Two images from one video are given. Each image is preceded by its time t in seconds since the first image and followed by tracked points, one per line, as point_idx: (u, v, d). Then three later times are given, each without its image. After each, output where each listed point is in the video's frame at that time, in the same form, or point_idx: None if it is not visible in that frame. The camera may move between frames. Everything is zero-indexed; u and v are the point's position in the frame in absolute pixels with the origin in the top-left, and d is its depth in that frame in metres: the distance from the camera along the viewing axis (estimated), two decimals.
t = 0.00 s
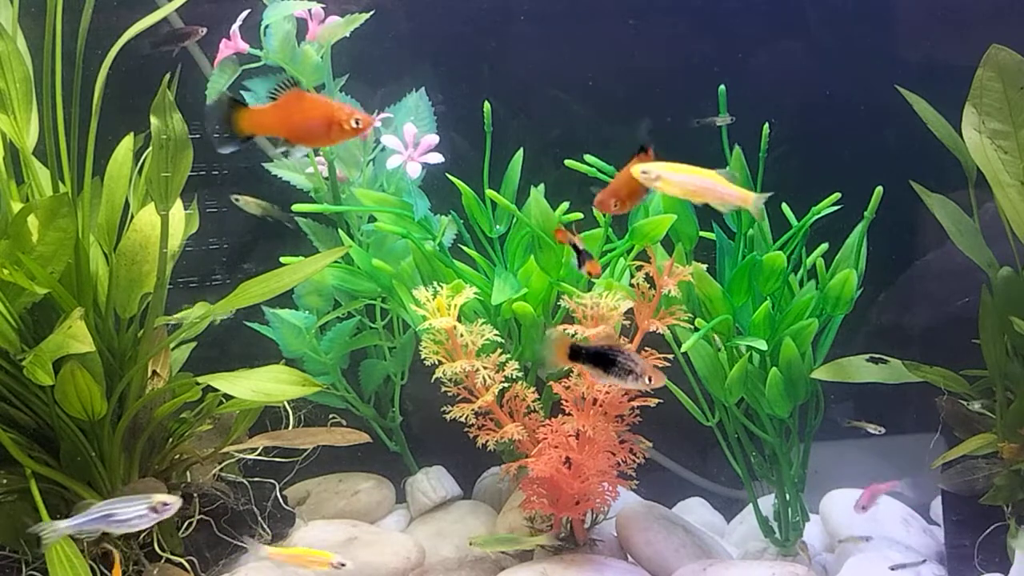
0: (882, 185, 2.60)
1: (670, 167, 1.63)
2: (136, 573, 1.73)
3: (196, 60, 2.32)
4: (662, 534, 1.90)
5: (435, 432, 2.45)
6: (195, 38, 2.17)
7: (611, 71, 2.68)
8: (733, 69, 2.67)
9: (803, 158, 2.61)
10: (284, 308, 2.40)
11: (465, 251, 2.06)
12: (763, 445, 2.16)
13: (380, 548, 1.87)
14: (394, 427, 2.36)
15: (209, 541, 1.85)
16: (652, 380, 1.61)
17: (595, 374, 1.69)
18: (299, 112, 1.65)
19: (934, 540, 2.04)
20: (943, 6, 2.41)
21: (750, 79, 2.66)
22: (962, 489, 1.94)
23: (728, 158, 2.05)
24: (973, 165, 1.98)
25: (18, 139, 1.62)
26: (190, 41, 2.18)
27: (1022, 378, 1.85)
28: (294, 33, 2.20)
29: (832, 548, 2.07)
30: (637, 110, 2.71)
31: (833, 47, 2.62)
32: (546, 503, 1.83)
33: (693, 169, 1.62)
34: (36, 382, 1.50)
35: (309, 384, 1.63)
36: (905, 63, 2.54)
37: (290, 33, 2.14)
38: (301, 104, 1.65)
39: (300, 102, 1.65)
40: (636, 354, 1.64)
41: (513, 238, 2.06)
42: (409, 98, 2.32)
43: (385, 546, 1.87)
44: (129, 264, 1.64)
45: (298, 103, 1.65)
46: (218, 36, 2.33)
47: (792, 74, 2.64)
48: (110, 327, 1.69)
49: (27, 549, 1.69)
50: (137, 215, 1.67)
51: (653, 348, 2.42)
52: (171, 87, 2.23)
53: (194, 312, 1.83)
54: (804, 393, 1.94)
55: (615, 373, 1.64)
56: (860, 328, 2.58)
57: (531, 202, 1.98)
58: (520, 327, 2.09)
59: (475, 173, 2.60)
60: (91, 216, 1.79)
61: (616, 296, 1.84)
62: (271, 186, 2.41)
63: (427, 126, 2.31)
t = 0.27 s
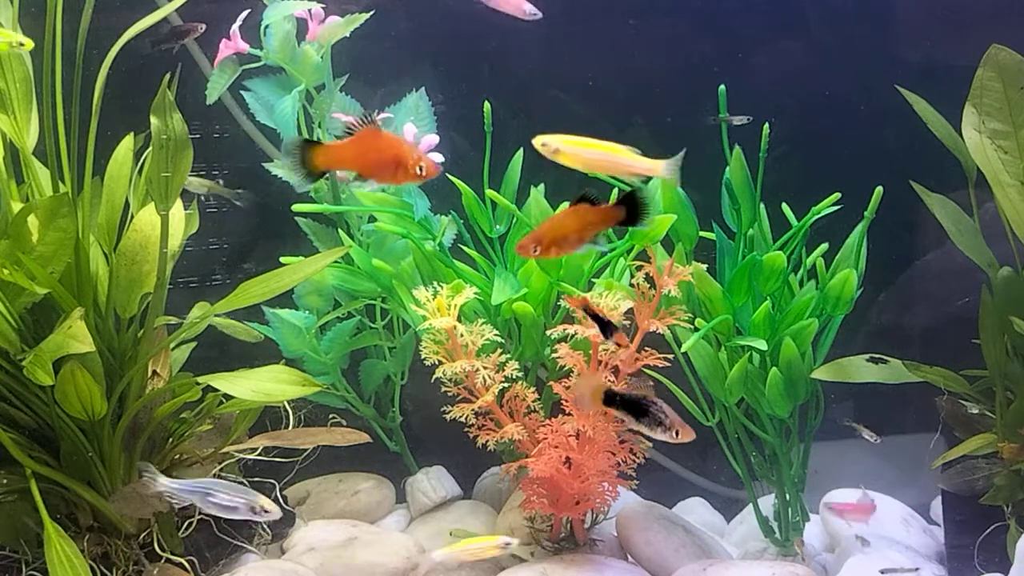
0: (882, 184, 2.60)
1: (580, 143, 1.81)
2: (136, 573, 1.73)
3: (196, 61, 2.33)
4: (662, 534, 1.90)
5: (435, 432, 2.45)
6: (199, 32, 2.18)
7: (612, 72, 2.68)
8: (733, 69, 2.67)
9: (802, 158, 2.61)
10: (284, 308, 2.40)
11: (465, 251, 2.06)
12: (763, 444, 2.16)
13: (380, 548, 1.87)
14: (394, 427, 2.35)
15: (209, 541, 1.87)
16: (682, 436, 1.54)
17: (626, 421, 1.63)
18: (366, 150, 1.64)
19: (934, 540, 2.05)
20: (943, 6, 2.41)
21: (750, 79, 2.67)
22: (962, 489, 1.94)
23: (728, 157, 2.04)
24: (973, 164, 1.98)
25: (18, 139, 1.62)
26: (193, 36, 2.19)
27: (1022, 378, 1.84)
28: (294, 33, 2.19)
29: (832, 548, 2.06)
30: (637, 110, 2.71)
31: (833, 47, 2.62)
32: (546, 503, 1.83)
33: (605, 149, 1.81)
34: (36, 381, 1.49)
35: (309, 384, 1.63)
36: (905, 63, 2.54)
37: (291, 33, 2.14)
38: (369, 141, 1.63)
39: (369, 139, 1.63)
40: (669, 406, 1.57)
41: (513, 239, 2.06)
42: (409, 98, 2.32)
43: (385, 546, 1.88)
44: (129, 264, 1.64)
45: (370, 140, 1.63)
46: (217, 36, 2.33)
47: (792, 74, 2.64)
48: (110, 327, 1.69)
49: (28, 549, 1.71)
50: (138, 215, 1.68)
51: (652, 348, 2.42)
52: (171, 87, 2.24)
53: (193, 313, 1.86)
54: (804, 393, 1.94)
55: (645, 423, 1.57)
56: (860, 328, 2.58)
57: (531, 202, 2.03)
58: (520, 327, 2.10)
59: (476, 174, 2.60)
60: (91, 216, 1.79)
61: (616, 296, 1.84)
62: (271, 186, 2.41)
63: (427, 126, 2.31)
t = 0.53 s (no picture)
0: (882, 184, 2.60)
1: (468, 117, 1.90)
2: (136, 573, 1.73)
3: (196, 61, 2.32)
4: (662, 533, 1.90)
5: (435, 432, 2.45)
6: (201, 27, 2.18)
7: (612, 72, 2.68)
8: (733, 69, 2.67)
9: (802, 158, 2.61)
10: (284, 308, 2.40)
11: (465, 251, 2.07)
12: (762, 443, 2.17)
13: (380, 548, 1.87)
14: (394, 427, 2.36)
15: (209, 541, 1.87)
16: (705, 473, 1.62)
17: (648, 461, 1.69)
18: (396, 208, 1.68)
19: (934, 540, 2.05)
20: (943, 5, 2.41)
21: (750, 79, 2.66)
22: (963, 488, 1.93)
23: (728, 157, 2.04)
24: (973, 164, 1.98)
25: (18, 139, 1.62)
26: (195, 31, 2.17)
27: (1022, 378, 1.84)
28: (294, 33, 2.19)
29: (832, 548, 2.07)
30: (637, 110, 2.71)
31: (833, 47, 2.62)
32: (546, 503, 1.83)
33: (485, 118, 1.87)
34: (36, 381, 1.49)
35: (309, 384, 1.64)
36: (905, 63, 2.54)
37: (290, 33, 2.14)
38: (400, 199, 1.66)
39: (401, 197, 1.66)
40: (692, 447, 1.64)
41: (512, 238, 2.06)
42: (409, 99, 2.33)
43: (385, 547, 1.88)
44: (129, 264, 1.64)
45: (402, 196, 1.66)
46: (217, 36, 2.33)
47: (792, 74, 2.64)
48: (111, 327, 1.69)
49: (27, 549, 1.72)
50: (138, 215, 1.68)
51: (653, 348, 2.42)
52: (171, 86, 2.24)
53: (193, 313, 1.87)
54: (804, 393, 1.94)
55: (669, 463, 1.63)
56: (860, 328, 2.59)
57: (531, 202, 2.00)
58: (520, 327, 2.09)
59: (476, 174, 2.60)
60: (91, 216, 1.79)
61: (616, 296, 1.84)
62: (271, 186, 2.41)
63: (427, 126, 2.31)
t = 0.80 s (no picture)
0: (882, 184, 2.60)
1: (379, 102, 1.94)
2: (136, 573, 1.73)
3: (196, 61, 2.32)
4: (662, 534, 1.90)
5: (435, 432, 2.45)
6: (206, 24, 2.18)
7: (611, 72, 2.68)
8: (733, 69, 2.67)
9: (802, 158, 2.61)
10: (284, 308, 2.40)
11: (465, 251, 2.06)
12: (763, 444, 2.16)
13: (380, 548, 1.87)
14: (394, 427, 2.36)
15: (209, 541, 1.86)
16: (719, 445, 1.69)
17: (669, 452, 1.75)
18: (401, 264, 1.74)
19: (934, 540, 2.04)
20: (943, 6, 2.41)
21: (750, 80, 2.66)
22: (962, 489, 1.92)
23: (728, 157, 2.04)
24: (973, 164, 1.98)
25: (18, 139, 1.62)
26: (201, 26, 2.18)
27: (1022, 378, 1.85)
28: (294, 33, 2.19)
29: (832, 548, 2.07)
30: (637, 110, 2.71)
31: (833, 47, 2.62)
32: (546, 503, 1.83)
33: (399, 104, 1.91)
34: (36, 381, 1.49)
35: (309, 384, 1.63)
36: (905, 63, 2.54)
37: (290, 33, 2.13)
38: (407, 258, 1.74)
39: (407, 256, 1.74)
40: (702, 426, 1.71)
41: (513, 238, 2.06)
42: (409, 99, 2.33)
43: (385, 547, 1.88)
44: (129, 264, 1.63)
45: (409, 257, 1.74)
46: (217, 36, 2.33)
47: (792, 74, 2.64)
48: (111, 327, 1.69)
49: (28, 549, 1.72)
50: (138, 215, 1.66)
51: (653, 348, 2.42)
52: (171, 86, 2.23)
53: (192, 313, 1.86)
54: (804, 393, 1.94)
55: (687, 449, 1.70)
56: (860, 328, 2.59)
57: (531, 202, 1.99)
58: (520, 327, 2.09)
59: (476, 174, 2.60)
60: (92, 216, 1.79)
61: (616, 296, 1.83)
62: (271, 187, 2.41)
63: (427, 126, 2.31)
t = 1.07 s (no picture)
0: (882, 184, 2.59)
1: (285, 85, 1.73)
2: (136, 573, 1.73)
3: (196, 61, 2.32)
4: (662, 534, 1.90)
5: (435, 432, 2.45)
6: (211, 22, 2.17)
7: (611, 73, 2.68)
8: (733, 69, 2.67)
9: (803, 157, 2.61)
10: (284, 308, 2.40)
11: (465, 251, 2.06)
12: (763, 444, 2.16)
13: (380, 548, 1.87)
14: (394, 427, 2.35)
15: (209, 541, 1.86)
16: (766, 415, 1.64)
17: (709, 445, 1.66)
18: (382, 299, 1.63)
19: (934, 540, 2.04)
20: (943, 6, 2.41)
21: (750, 79, 2.66)
22: (962, 489, 1.92)
23: (728, 157, 2.04)
24: (973, 164, 1.98)
25: (18, 139, 1.62)
26: (203, 25, 2.19)
27: (1021, 378, 1.85)
28: (294, 33, 2.20)
29: (832, 548, 2.06)
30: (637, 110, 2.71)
31: (833, 47, 2.62)
32: (545, 503, 1.83)
33: (314, 90, 1.74)
34: (36, 381, 1.49)
35: (309, 383, 1.63)
36: (906, 64, 2.54)
37: (290, 33, 2.14)
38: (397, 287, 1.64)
39: (392, 288, 1.63)
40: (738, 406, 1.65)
41: (513, 238, 2.06)
42: (409, 99, 2.33)
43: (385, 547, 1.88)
44: (129, 264, 1.63)
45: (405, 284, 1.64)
46: (217, 36, 2.33)
47: (792, 74, 2.64)
48: (111, 327, 1.69)
49: (27, 549, 1.72)
50: (137, 215, 1.65)
51: (652, 348, 2.42)
52: (171, 86, 2.23)
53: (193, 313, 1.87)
54: (804, 393, 1.94)
55: (731, 430, 1.63)
56: (860, 328, 2.59)
57: (531, 202, 1.99)
58: (520, 327, 2.09)
59: (476, 174, 2.60)
60: (92, 216, 1.79)
61: (616, 296, 1.83)
62: (271, 186, 2.41)
63: (426, 126, 2.31)
